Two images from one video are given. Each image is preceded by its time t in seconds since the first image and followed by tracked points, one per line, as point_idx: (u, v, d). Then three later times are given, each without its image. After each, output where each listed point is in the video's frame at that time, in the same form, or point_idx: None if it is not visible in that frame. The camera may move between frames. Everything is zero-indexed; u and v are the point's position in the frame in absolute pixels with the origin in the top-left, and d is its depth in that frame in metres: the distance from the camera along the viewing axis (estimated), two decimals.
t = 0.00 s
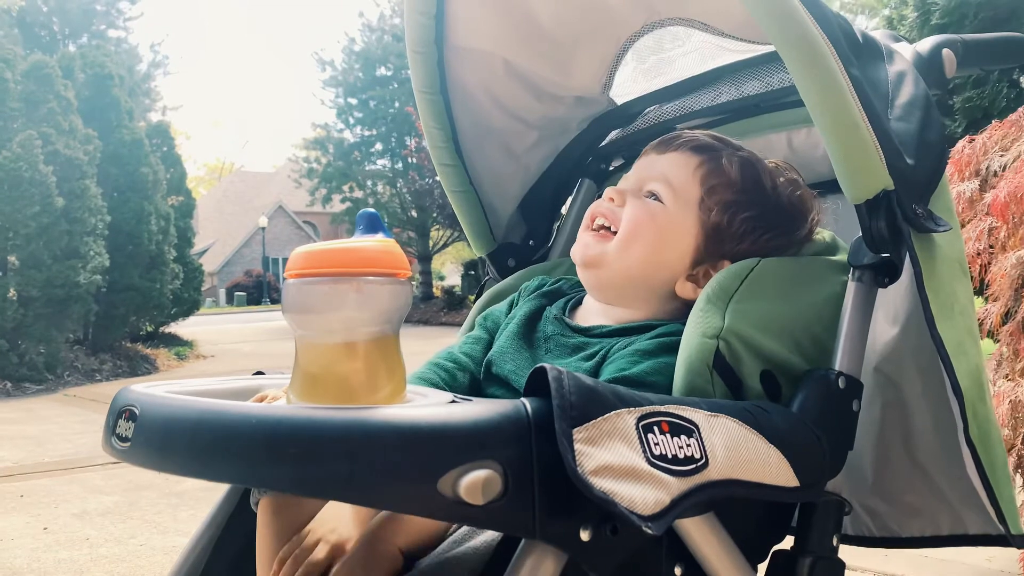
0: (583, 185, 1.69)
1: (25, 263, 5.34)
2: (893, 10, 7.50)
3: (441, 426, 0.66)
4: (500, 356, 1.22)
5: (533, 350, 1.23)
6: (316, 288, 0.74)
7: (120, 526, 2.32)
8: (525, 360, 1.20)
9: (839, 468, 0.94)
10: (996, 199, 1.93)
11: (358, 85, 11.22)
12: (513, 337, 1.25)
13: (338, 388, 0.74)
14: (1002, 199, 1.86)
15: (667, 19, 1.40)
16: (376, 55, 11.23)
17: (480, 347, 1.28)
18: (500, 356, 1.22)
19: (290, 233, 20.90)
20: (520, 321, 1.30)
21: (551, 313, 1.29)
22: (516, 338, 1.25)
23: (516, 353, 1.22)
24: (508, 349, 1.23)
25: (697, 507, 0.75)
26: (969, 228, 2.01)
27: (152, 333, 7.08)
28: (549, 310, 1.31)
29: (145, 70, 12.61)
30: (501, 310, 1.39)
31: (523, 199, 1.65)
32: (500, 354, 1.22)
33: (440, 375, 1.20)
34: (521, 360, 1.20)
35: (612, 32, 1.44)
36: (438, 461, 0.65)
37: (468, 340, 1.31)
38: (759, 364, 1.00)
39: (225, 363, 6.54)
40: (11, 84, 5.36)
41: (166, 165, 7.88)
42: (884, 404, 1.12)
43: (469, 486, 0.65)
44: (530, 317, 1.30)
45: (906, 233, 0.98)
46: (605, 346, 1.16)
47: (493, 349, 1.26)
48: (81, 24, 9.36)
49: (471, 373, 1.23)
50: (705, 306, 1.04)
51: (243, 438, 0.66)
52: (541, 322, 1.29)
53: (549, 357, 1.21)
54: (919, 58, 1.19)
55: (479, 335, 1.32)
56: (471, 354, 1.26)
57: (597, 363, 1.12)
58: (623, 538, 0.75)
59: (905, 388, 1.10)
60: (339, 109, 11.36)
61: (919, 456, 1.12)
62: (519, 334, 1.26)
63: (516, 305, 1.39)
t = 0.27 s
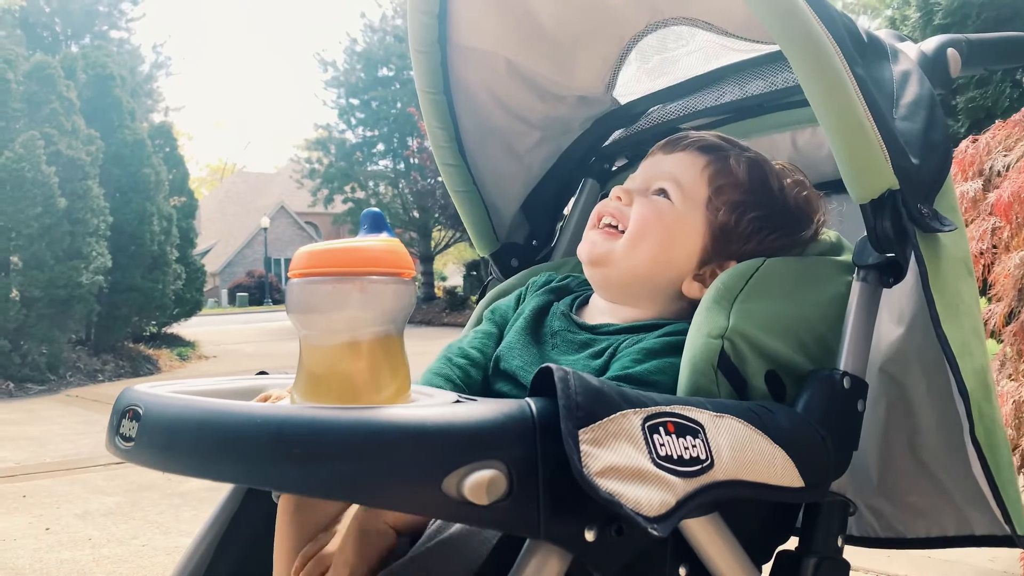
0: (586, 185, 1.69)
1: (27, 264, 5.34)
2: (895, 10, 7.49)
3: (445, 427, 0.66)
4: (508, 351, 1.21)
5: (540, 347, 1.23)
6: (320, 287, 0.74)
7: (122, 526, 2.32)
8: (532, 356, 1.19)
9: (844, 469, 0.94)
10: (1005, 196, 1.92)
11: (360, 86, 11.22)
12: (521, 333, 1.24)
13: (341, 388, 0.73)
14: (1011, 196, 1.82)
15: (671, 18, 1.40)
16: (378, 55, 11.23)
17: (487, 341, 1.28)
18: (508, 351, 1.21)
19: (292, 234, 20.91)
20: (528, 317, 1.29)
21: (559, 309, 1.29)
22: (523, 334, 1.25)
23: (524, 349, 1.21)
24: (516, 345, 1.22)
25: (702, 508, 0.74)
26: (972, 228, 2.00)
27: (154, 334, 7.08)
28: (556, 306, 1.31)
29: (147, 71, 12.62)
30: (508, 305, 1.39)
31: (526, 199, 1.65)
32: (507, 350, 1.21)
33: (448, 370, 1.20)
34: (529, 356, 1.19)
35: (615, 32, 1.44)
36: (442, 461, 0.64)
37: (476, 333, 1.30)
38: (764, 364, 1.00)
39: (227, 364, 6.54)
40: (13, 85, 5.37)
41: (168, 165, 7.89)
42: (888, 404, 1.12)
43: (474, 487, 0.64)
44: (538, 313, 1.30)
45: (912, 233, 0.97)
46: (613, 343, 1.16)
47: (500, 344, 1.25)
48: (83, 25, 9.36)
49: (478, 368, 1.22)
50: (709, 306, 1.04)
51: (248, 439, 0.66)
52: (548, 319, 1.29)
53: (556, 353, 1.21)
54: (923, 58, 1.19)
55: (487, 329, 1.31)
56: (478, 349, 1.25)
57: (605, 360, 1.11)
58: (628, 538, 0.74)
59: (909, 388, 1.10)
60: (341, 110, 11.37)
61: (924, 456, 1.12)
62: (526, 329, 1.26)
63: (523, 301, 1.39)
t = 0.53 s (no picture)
0: (576, 188, 1.68)
1: (16, 267, 5.31)
2: (885, 14, 7.54)
3: (431, 433, 0.66)
4: (499, 355, 1.21)
5: (531, 351, 1.23)
6: (306, 293, 0.73)
7: (111, 531, 2.30)
8: (522, 360, 1.19)
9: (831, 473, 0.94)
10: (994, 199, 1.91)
11: (353, 88, 11.21)
12: (511, 336, 1.24)
13: (327, 393, 0.73)
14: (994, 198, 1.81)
15: (661, 23, 1.39)
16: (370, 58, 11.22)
17: (479, 344, 1.27)
18: (499, 354, 1.21)
19: (285, 236, 20.87)
20: (519, 320, 1.29)
21: (550, 312, 1.29)
22: (514, 338, 1.24)
23: (515, 353, 1.21)
24: (506, 349, 1.22)
25: (690, 514, 0.74)
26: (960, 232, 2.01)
27: (144, 337, 7.05)
28: (546, 309, 1.31)
29: (138, 73, 12.57)
30: (500, 306, 1.39)
31: (516, 202, 1.65)
32: (498, 353, 1.21)
33: (439, 373, 1.19)
34: (519, 360, 1.19)
35: (605, 36, 1.44)
36: (428, 468, 0.64)
37: (468, 335, 1.30)
38: (752, 369, 1.00)
39: (218, 367, 6.52)
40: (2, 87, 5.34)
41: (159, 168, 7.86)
42: (876, 408, 1.12)
43: (459, 493, 0.64)
44: (529, 315, 1.30)
45: (899, 237, 0.98)
46: (603, 345, 1.16)
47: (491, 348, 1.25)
48: (74, 27, 9.34)
49: (469, 371, 1.21)
50: (697, 310, 1.04)
51: (233, 445, 0.65)
52: (539, 322, 1.28)
53: (546, 355, 1.21)
54: (911, 63, 1.19)
55: (479, 332, 1.31)
56: (469, 352, 1.25)
57: (594, 363, 1.11)
58: (615, 544, 0.74)
59: (897, 392, 1.10)
60: (333, 113, 11.35)
61: (912, 460, 1.12)
62: (517, 332, 1.25)
63: (514, 304, 1.38)
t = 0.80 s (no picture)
0: (579, 198, 1.69)
1: (16, 274, 5.30)
2: (884, 25, 7.59)
3: (439, 439, 0.66)
4: (502, 362, 1.21)
5: (533, 358, 1.23)
6: (315, 299, 0.74)
7: (110, 538, 2.30)
8: (525, 367, 1.20)
9: (834, 480, 0.94)
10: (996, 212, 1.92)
11: (353, 97, 11.23)
12: (514, 343, 1.25)
13: (335, 398, 0.74)
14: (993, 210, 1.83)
15: (664, 34, 1.40)
16: (370, 67, 11.25)
17: (482, 352, 1.28)
18: (501, 361, 1.22)
19: (284, 244, 20.86)
20: (521, 328, 1.30)
21: (552, 319, 1.30)
22: (516, 345, 1.25)
23: (517, 360, 1.21)
24: (509, 356, 1.22)
25: (694, 520, 0.75)
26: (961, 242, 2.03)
27: (143, 345, 7.05)
28: (548, 317, 1.32)
29: (138, 81, 12.60)
30: (503, 314, 1.39)
31: (519, 210, 1.66)
32: (501, 361, 1.22)
33: (442, 381, 1.20)
34: (522, 367, 1.19)
35: (608, 46, 1.45)
36: (436, 473, 0.65)
37: (470, 344, 1.31)
38: (755, 377, 1.01)
39: (217, 375, 6.51)
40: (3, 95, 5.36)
41: (159, 175, 7.87)
42: (878, 415, 1.13)
43: (467, 498, 0.64)
44: (531, 323, 1.31)
45: (901, 246, 0.98)
46: (605, 351, 1.16)
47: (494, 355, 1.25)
48: (76, 35, 9.37)
49: (473, 378, 1.22)
50: (700, 318, 1.05)
51: (242, 450, 0.66)
52: (541, 329, 1.29)
53: (549, 362, 1.22)
54: (911, 74, 1.20)
55: (481, 340, 1.32)
56: (472, 360, 1.26)
57: (597, 368, 1.12)
58: (620, 550, 0.75)
59: (899, 399, 1.11)
60: (333, 121, 11.37)
61: (914, 468, 1.13)
62: (519, 339, 1.26)
63: (516, 311, 1.39)
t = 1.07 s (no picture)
0: (583, 193, 1.69)
1: (24, 275, 5.33)
2: (890, 18, 7.54)
3: (443, 436, 0.66)
4: (506, 361, 1.21)
5: (537, 357, 1.23)
6: (318, 298, 0.74)
7: (119, 536, 2.31)
8: (529, 366, 1.20)
9: (840, 476, 0.94)
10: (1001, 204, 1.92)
11: (358, 95, 11.23)
12: (518, 343, 1.25)
13: (340, 396, 0.74)
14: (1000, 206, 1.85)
15: (668, 29, 1.40)
16: (375, 65, 11.25)
17: (486, 353, 1.28)
18: (505, 362, 1.21)
19: (290, 243, 20.90)
20: (525, 328, 1.30)
21: (556, 319, 1.30)
22: (520, 344, 1.25)
23: (521, 359, 1.21)
24: (513, 356, 1.22)
25: (699, 517, 0.75)
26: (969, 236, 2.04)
27: (151, 344, 7.07)
28: (552, 317, 1.32)
29: (144, 81, 12.63)
30: (506, 315, 1.39)
31: (523, 208, 1.66)
32: (505, 360, 1.22)
33: (446, 382, 1.20)
34: (526, 366, 1.19)
35: (612, 42, 1.45)
36: (440, 471, 0.65)
37: (474, 345, 1.31)
38: (760, 373, 1.01)
39: (224, 373, 6.53)
40: (11, 98, 5.39)
41: (165, 175, 7.89)
42: (884, 411, 1.13)
43: (471, 496, 0.64)
44: (535, 323, 1.31)
45: (906, 242, 0.98)
46: (609, 349, 1.16)
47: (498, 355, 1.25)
48: (82, 36, 9.41)
49: (477, 378, 1.22)
50: (703, 315, 1.05)
51: (247, 448, 0.66)
52: (545, 329, 1.29)
53: (553, 362, 1.22)
54: (917, 67, 1.19)
55: (486, 341, 1.32)
56: (476, 360, 1.26)
57: (601, 366, 1.12)
58: (624, 546, 0.75)
59: (905, 396, 1.10)
60: (338, 120, 11.38)
61: (920, 464, 1.12)
62: (523, 339, 1.26)
63: (519, 312, 1.39)
